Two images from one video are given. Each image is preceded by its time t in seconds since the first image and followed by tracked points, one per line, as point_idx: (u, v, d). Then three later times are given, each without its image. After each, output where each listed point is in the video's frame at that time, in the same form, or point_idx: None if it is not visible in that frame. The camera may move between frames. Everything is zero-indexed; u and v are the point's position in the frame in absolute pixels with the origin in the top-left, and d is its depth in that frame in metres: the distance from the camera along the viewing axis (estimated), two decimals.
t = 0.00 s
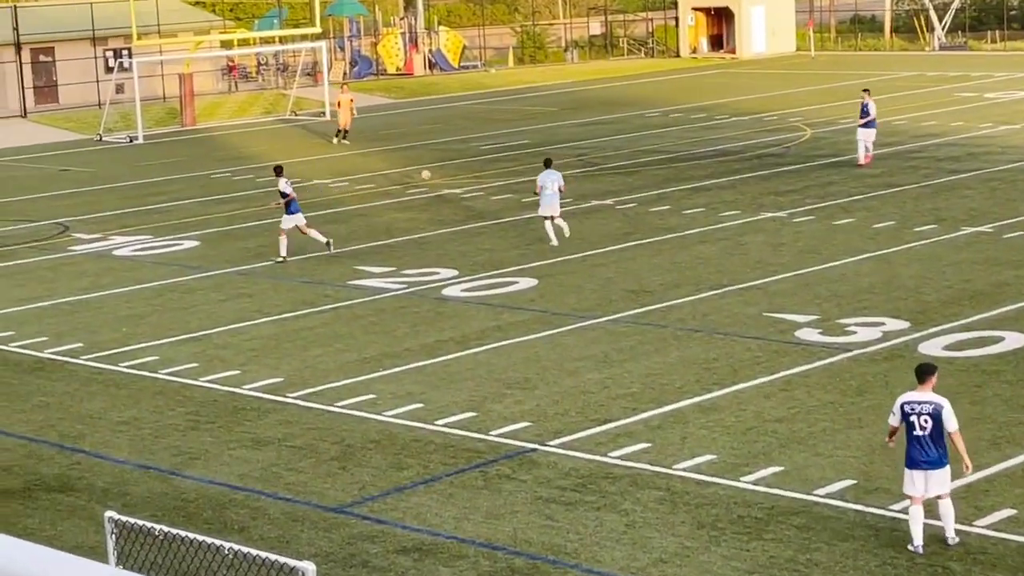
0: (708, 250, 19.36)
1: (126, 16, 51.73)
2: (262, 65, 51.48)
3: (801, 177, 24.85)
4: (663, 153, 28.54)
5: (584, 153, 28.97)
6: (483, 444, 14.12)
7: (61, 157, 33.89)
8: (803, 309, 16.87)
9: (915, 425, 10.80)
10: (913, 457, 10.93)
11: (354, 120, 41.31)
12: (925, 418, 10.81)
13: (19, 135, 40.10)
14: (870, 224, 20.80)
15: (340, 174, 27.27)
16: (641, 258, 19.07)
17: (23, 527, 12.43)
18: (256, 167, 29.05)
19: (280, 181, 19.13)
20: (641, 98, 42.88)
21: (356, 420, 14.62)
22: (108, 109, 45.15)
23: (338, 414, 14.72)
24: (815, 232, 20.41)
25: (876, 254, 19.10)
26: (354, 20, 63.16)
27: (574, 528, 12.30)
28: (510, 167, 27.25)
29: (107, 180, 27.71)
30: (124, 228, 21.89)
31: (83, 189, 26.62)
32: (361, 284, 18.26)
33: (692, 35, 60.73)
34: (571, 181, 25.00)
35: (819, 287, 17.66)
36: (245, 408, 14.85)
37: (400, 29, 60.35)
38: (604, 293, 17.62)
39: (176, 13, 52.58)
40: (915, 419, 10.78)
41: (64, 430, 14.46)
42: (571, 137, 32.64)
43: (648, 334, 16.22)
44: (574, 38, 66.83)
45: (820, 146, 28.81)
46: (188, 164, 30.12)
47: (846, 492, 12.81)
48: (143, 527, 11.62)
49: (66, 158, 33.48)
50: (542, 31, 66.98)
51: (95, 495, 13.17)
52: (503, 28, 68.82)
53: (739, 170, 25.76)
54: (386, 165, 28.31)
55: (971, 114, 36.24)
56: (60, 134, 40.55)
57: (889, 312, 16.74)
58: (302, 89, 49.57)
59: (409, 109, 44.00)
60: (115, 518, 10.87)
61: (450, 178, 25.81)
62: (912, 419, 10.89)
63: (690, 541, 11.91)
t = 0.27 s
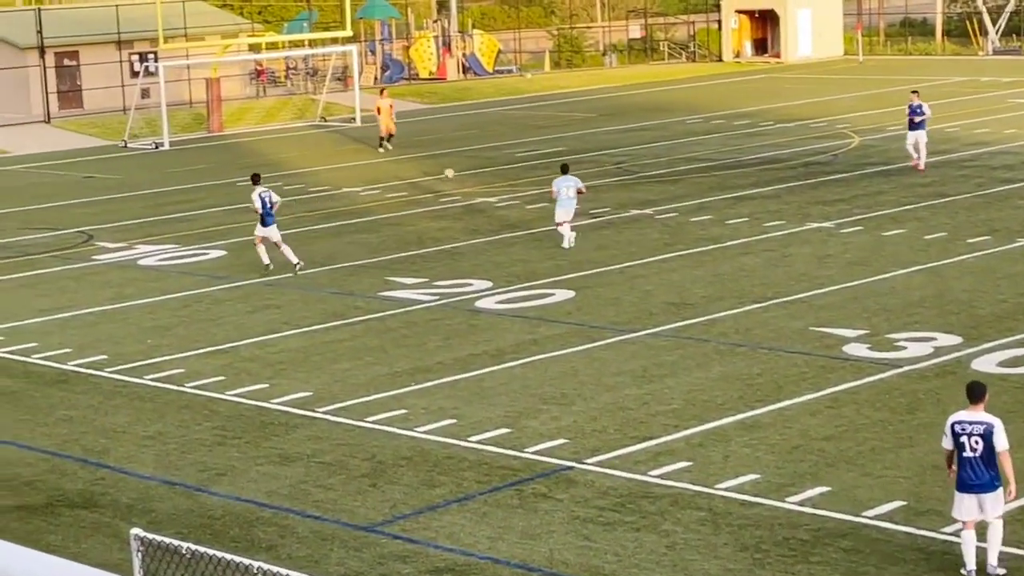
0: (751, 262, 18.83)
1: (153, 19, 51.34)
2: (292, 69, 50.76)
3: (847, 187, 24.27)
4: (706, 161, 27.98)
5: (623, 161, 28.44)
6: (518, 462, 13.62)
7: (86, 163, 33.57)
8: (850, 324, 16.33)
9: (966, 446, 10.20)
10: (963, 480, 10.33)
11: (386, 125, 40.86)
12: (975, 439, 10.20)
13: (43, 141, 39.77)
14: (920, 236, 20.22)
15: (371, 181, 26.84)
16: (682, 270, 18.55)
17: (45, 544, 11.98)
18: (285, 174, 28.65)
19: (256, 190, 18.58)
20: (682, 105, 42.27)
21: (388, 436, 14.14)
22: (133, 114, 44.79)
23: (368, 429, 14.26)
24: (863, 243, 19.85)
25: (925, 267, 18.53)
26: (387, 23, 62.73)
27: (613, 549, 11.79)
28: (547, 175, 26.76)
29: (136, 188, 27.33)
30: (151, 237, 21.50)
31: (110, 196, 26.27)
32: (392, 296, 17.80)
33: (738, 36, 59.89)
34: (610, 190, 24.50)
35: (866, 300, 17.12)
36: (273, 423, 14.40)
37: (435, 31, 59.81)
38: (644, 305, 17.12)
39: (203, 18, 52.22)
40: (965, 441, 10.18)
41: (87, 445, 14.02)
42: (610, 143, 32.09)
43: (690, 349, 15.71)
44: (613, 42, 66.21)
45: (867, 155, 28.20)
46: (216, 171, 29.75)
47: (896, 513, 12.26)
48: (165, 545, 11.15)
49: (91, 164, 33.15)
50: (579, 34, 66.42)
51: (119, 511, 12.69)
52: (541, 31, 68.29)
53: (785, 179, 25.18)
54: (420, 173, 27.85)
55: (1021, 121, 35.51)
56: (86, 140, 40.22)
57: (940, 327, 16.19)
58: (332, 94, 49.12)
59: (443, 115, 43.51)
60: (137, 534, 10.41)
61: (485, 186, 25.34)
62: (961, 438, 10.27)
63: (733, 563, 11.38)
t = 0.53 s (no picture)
0: (798, 274, 18.22)
1: (178, 19, 50.75)
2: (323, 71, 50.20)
3: (899, 196, 23.58)
4: (752, 169, 27.33)
5: (664, 169, 27.81)
6: (556, 482, 13.00)
7: (111, 169, 33.11)
8: (903, 340, 15.69)
9: None
10: None
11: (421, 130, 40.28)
12: None
13: (65, 146, 39.29)
14: (975, 248, 19.53)
15: (404, 188, 26.29)
16: (727, 282, 17.95)
17: (62, 565, 11.39)
18: (315, 181, 28.12)
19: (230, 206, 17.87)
20: (726, 110, 41.53)
21: (420, 454, 13.55)
22: (159, 118, 44.27)
23: (400, 447, 13.67)
24: (916, 255, 19.18)
25: (980, 280, 17.86)
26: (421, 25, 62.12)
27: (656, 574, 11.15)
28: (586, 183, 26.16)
29: (164, 194, 26.88)
30: (178, 246, 21.01)
31: (136, 203, 25.79)
32: (426, 308, 17.24)
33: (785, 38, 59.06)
34: (654, 198, 23.90)
35: (918, 315, 16.50)
36: (301, 440, 13.83)
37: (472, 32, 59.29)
38: (687, 319, 16.54)
39: (229, 18, 51.65)
40: None
41: (108, 461, 13.46)
42: (651, 150, 31.45)
43: (736, 366, 15.10)
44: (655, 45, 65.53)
45: (919, 163, 27.47)
46: (245, 178, 29.25)
47: (953, 537, 11.59)
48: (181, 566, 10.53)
49: (117, 170, 32.70)
50: (623, 35, 65.83)
51: (141, 531, 12.10)
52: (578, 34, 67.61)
53: (833, 188, 24.52)
54: (456, 180, 27.30)
55: None
56: (110, 145, 39.72)
57: (998, 343, 15.52)
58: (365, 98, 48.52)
59: (479, 120, 42.90)
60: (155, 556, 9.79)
61: (523, 195, 24.77)
62: None
63: None
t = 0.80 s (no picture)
0: (841, 289, 17.89)
1: (211, 28, 50.98)
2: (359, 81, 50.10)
3: (945, 210, 23.23)
4: (795, 182, 26.98)
5: (704, 181, 27.49)
6: (593, 499, 12.66)
7: (144, 180, 33.04)
8: (949, 358, 15.35)
9: None
10: None
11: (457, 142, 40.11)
12: None
13: (96, 156, 39.28)
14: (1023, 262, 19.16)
15: (440, 200, 26.07)
16: (767, 297, 17.67)
17: None
18: (350, 192, 27.93)
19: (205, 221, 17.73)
20: (771, 121, 41.08)
21: (455, 471, 13.25)
22: (192, 128, 44.22)
23: (434, 464, 13.38)
24: (962, 270, 18.82)
25: None
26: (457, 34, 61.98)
27: None
28: (625, 195, 25.88)
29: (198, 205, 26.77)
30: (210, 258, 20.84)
31: (170, 214, 25.65)
32: (460, 322, 16.99)
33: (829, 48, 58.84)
34: (694, 212, 23.63)
35: (964, 332, 16.15)
36: (334, 457, 13.55)
37: (510, 41, 59.19)
38: (728, 334, 16.25)
39: (261, 26, 51.66)
40: None
41: (139, 478, 13.19)
42: (691, 163, 31.12)
43: (777, 382, 14.80)
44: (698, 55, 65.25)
45: (966, 176, 27.11)
46: (280, 189, 29.10)
47: (1000, 556, 11.17)
48: None
49: (151, 181, 32.61)
50: (664, 46, 65.63)
51: (171, 548, 11.77)
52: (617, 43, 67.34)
53: (878, 201, 24.18)
54: (492, 192, 27.09)
55: None
56: (140, 155, 39.70)
57: None
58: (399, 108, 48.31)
59: (516, 131, 42.68)
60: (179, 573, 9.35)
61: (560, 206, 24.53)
62: None
63: None
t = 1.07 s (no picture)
0: (878, 301, 17.83)
1: (249, 39, 51.34)
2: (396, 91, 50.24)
3: (984, 222, 23.12)
4: (832, 193, 26.91)
5: (740, 192, 27.44)
6: (630, 510, 12.58)
7: (181, 190, 33.17)
8: (987, 371, 15.26)
9: None
10: None
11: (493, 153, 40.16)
12: None
13: (133, 166, 39.45)
14: None
15: (476, 211, 26.09)
16: (803, 309, 17.63)
17: None
18: (386, 203, 27.99)
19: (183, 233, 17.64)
20: (809, 132, 41.00)
21: (491, 482, 13.21)
22: (228, 138, 44.42)
23: (470, 475, 13.35)
24: (1000, 282, 18.73)
25: None
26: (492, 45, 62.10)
27: None
28: (661, 207, 25.87)
29: (236, 215, 26.89)
30: (246, 268, 20.91)
31: (206, 224, 25.74)
32: (495, 333, 16.99)
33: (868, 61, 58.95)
34: (731, 223, 23.60)
35: (1001, 344, 16.07)
36: (370, 467, 13.53)
37: (547, 52, 59.34)
38: (765, 346, 16.21)
39: (298, 36, 51.86)
40: None
41: (175, 487, 13.16)
42: (727, 174, 31.08)
43: (814, 395, 14.74)
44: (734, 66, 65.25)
45: (1005, 188, 26.97)
46: (317, 199, 29.18)
47: None
48: None
49: (187, 191, 32.74)
50: (700, 57, 65.66)
51: (207, 557, 11.70)
52: (652, 52, 67.38)
53: (916, 214, 24.09)
54: (527, 203, 27.11)
55: None
56: (177, 165, 39.84)
57: None
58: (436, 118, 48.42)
59: (551, 142, 42.75)
60: None
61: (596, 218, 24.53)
62: None
63: None
